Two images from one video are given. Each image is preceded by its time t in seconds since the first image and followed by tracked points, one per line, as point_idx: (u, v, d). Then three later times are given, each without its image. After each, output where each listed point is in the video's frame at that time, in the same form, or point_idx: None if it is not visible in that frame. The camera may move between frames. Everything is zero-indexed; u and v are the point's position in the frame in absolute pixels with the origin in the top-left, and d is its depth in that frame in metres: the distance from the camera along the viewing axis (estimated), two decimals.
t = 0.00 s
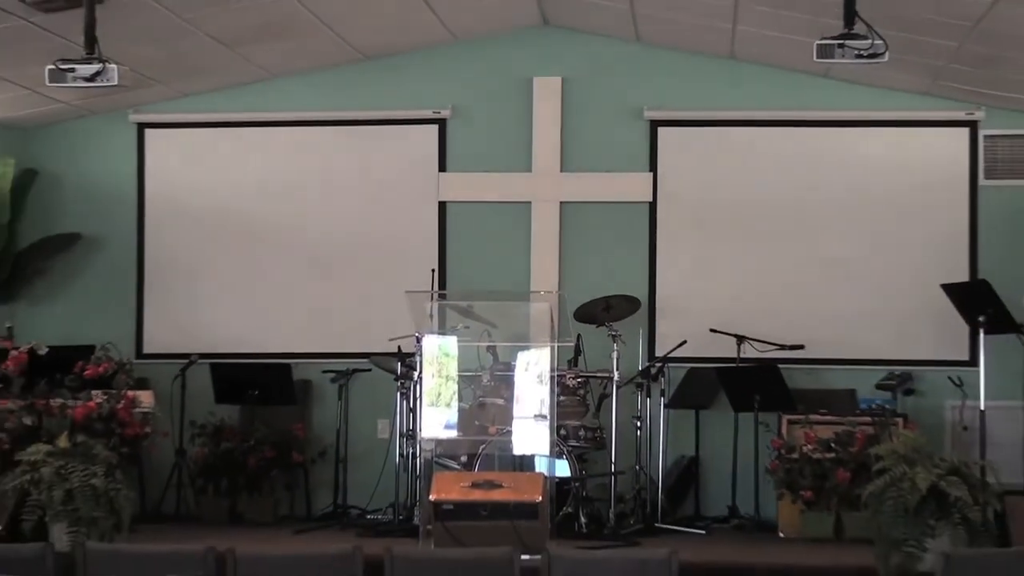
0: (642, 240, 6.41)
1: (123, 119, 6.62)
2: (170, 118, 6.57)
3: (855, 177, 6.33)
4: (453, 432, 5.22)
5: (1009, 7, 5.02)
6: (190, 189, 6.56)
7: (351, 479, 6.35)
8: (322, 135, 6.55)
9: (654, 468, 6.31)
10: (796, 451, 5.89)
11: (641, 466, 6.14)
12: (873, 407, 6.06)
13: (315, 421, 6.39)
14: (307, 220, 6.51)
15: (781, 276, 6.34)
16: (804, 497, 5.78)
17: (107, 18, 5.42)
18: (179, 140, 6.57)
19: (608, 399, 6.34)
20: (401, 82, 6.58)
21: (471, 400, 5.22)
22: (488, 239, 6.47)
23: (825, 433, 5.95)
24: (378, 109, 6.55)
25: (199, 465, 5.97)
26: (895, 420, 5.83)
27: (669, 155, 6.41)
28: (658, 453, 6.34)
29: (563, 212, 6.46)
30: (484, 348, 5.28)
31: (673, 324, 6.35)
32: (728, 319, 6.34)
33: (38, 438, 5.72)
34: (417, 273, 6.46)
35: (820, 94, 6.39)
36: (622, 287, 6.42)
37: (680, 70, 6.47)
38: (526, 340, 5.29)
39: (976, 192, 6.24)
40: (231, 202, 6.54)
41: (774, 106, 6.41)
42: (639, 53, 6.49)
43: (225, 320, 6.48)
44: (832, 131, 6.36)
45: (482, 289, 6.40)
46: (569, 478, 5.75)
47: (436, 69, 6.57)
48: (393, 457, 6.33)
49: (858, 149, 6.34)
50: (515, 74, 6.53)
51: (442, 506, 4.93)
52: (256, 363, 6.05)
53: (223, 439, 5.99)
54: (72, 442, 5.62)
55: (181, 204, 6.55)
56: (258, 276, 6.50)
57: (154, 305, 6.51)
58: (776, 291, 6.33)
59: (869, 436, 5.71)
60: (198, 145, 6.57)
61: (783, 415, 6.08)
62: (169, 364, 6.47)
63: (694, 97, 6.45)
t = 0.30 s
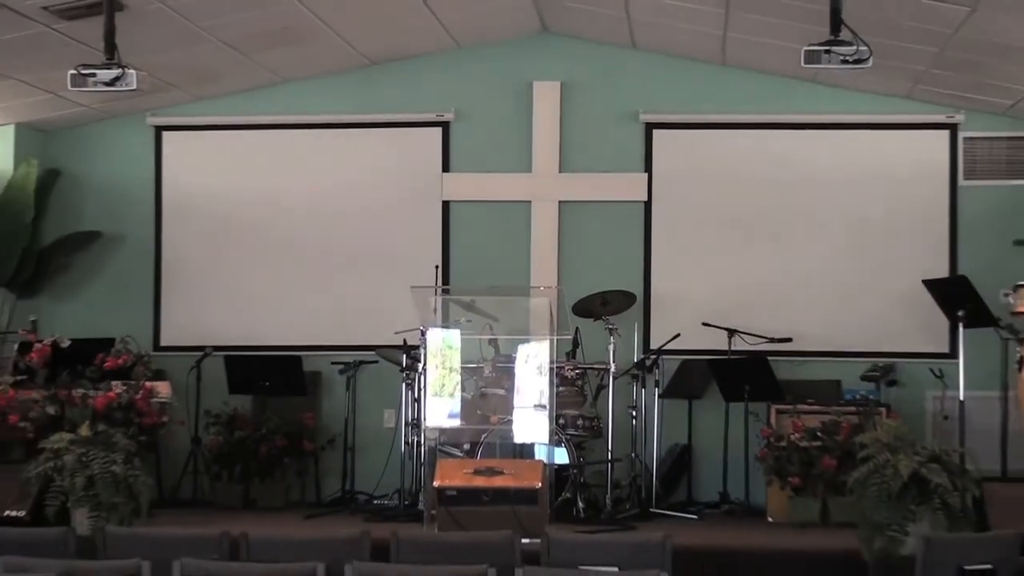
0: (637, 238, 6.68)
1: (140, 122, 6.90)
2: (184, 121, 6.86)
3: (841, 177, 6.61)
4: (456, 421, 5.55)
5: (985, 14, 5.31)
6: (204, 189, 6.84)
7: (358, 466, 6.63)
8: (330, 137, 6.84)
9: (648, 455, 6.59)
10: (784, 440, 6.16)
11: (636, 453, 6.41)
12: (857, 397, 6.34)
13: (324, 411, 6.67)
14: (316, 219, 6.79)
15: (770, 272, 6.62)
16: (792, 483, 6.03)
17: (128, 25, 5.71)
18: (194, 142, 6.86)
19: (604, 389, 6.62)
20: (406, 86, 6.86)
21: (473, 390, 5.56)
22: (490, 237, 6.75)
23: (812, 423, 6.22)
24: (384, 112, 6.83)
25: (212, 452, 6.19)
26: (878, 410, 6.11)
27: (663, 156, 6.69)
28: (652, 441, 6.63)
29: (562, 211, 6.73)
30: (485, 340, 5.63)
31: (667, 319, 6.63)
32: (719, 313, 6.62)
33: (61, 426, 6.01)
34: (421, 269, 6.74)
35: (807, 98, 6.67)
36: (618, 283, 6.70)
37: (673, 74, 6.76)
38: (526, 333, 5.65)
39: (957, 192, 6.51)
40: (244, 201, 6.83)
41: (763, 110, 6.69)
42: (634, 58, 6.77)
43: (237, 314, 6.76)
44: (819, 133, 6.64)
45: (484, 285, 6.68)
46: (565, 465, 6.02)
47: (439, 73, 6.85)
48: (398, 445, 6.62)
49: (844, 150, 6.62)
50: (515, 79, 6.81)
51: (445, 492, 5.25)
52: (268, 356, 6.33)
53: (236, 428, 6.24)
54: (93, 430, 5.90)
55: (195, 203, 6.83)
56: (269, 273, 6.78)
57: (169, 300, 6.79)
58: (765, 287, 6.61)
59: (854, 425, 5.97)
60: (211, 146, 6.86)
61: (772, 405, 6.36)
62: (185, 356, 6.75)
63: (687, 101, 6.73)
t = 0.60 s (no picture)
0: (633, 236, 6.96)
1: (156, 125, 7.19)
2: (199, 124, 7.15)
3: (828, 178, 6.88)
4: (459, 412, 5.83)
5: (966, 22, 5.59)
6: (217, 189, 7.12)
7: (364, 455, 6.90)
8: (338, 140, 7.11)
9: (644, 445, 6.85)
10: (775, 430, 6.42)
11: (632, 443, 6.68)
12: (844, 388, 6.61)
13: (332, 402, 6.94)
14: (324, 218, 7.06)
15: (761, 269, 6.88)
16: (782, 472, 6.29)
17: (147, 32, 5.99)
18: (207, 144, 7.15)
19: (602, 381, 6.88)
20: (411, 91, 7.14)
21: (476, 382, 5.85)
22: (492, 236, 7.03)
23: (801, 413, 6.48)
24: (390, 116, 7.11)
25: (226, 441, 6.45)
26: (863, 401, 6.37)
27: (658, 158, 6.97)
28: (648, 431, 6.88)
29: (560, 210, 7.01)
30: (486, 335, 5.93)
31: (662, 314, 6.90)
32: (712, 309, 6.88)
33: (82, 416, 6.37)
34: (425, 267, 7.01)
35: (796, 102, 6.95)
36: (615, 279, 6.97)
37: (667, 80, 7.04)
38: (526, 328, 5.96)
39: (938, 192, 6.79)
40: (255, 201, 7.10)
41: (754, 114, 6.96)
42: (630, 64, 7.05)
43: (249, 310, 7.03)
44: (808, 136, 6.91)
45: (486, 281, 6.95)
46: (565, 454, 6.32)
47: (442, 79, 7.14)
48: (403, 435, 6.88)
49: (832, 152, 6.89)
50: (516, 84, 7.09)
51: (448, 480, 5.50)
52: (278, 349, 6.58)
53: (247, 418, 6.50)
54: (111, 420, 6.21)
55: (209, 203, 7.11)
56: (279, 270, 7.05)
57: (183, 295, 7.07)
58: (756, 283, 6.88)
59: (840, 415, 6.25)
60: (224, 149, 7.14)
61: (763, 396, 6.61)
62: (199, 349, 7.03)
63: (681, 105, 7.01)
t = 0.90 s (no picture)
0: (629, 236, 7.24)
1: (171, 129, 7.48)
2: (212, 128, 7.44)
3: (816, 179, 7.17)
4: (461, 404, 6.15)
5: (947, 30, 5.87)
6: (229, 190, 7.41)
7: (370, 446, 7.17)
8: (345, 143, 7.40)
9: (639, 435, 7.13)
10: (765, 421, 6.68)
11: (628, 434, 6.96)
12: (831, 381, 6.90)
13: (340, 395, 7.22)
14: (331, 218, 7.35)
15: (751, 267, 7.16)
16: (771, 461, 6.55)
17: (163, 40, 6.27)
18: (220, 147, 7.44)
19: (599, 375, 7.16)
20: (415, 96, 7.43)
21: (477, 376, 6.16)
22: (494, 236, 7.31)
23: (790, 405, 6.75)
24: (395, 120, 7.40)
25: (237, 432, 6.71)
26: (850, 394, 6.65)
27: (653, 161, 7.25)
28: (643, 422, 7.17)
29: (559, 211, 7.29)
30: (488, 330, 6.23)
31: (656, 310, 7.18)
32: (704, 305, 7.17)
33: (100, 408, 6.61)
34: (429, 265, 7.29)
35: (786, 107, 7.23)
36: (612, 277, 7.25)
37: (662, 86, 7.33)
38: (525, 324, 6.25)
39: (921, 193, 7.07)
40: (265, 201, 7.39)
41: (745, 118, 7.25)
42: (627, 71, 7.34)
43: (260, 306, 7.31)
44: (797, 140, 7.20)
45: (488, 279, 7.24)
46: (563, 443, 6.58)
47: (445, 84, 7.42)
48: (408, 426, 7.16)
49: (819, 155, 7.18)
50: (517, 90, 7.38)
51: (453, 468, 5.80)
52: (287, 344, 6.83)
53: (258, 410, 6.75)
54: (128, 412, 6.46)
55: (222, 203, 7.40)
56: (288, 268, 7.33)
57: (197, 292, 7.36)
58: (747, 281, 7.16)
59: (827, 407, 6.52)
60: (236, 151, 7.43)
61: (754, 388, 6.88)
62: (211, 343, 7.31)
63: (675, 110, 7.30)
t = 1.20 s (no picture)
0: (625, 236, 7.54)
1: (186, 134, 7.80)
2: (224, 133, 7.76)
3: (804, 182, 7.47)
4: (463, 397, 6.46)
5: (928, 39, 6.17)
6: (240, 192, 7.72)
7: (377, 437, 7.48)
8: (352, 148, 7.72)
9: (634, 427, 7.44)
10: (755, 413, 6.97)
11: (623, 425, 7.27)
12: (819, 375, 7.20)
13: (348, 388, 7.53)
14: (339, 219, 7.66)
15: (742, 266, 7.47)
16: (761, 451, 6.84)
17: (178, 48, 6.58)
18: (232, 151, 7.75)
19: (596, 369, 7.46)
20: (420, 102, 7.75)
21: (479, 370, 6.48)
22: (495, 236, 7.61)
23: (780, 398, 7.03)
24: (400, 125, 7.72)
25: (250, 424, 6.99)
26: (837, 387, 6.94)
27: (648, 164, 7.56)
28: (638, 414, 7.47)
29: (558, 212, 7.60)
30: (489, 326, 6.54)
31: (651, 307, 7.48)
32: (697, 303, 7.47)
33: (118, 401, 6.93)
34: (433, 264, 7.60)
35: (775, 113, 7.55)
36: (608, 275, 7.55)
37: (656, 93, 7.64)
38: (526, 320, 6.55)
39: (905, 196, 7.38)
40: (275, 203, 7.69)
41: (735, 123, 7.56)
42: (623, 79, 7.66)
43: (270, 304, 7.62)
44: (785, 144, 7.50)
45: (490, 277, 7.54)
46: (559, 435, 6.77)
47: (448, 91, 7.74)
48: (413, 418, 7.47)
49: (807, 158, 7.48)
50: (517, 96, 7.70)
51: (454, 458, 6.13)
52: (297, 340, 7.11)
53: (270, 403, 7.04)
54: (145, 404, 6.76)
55: (234, 205, 7.71)
56: (298, 267, 7.63)
57: (210, 290, 7.67)
58: (737, 279, 7.46)
59: (815, 400, 6.81)
60: (247, 155, 7.75)
61: (744, 382, 7.17)
62: (224, 339, 7.63)
63: (669, 116, 7.61)
